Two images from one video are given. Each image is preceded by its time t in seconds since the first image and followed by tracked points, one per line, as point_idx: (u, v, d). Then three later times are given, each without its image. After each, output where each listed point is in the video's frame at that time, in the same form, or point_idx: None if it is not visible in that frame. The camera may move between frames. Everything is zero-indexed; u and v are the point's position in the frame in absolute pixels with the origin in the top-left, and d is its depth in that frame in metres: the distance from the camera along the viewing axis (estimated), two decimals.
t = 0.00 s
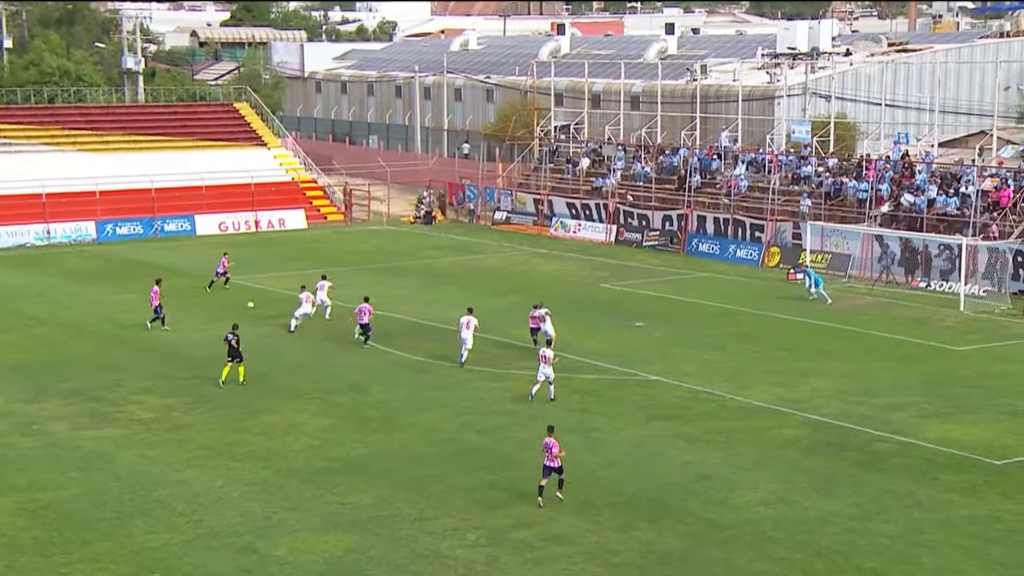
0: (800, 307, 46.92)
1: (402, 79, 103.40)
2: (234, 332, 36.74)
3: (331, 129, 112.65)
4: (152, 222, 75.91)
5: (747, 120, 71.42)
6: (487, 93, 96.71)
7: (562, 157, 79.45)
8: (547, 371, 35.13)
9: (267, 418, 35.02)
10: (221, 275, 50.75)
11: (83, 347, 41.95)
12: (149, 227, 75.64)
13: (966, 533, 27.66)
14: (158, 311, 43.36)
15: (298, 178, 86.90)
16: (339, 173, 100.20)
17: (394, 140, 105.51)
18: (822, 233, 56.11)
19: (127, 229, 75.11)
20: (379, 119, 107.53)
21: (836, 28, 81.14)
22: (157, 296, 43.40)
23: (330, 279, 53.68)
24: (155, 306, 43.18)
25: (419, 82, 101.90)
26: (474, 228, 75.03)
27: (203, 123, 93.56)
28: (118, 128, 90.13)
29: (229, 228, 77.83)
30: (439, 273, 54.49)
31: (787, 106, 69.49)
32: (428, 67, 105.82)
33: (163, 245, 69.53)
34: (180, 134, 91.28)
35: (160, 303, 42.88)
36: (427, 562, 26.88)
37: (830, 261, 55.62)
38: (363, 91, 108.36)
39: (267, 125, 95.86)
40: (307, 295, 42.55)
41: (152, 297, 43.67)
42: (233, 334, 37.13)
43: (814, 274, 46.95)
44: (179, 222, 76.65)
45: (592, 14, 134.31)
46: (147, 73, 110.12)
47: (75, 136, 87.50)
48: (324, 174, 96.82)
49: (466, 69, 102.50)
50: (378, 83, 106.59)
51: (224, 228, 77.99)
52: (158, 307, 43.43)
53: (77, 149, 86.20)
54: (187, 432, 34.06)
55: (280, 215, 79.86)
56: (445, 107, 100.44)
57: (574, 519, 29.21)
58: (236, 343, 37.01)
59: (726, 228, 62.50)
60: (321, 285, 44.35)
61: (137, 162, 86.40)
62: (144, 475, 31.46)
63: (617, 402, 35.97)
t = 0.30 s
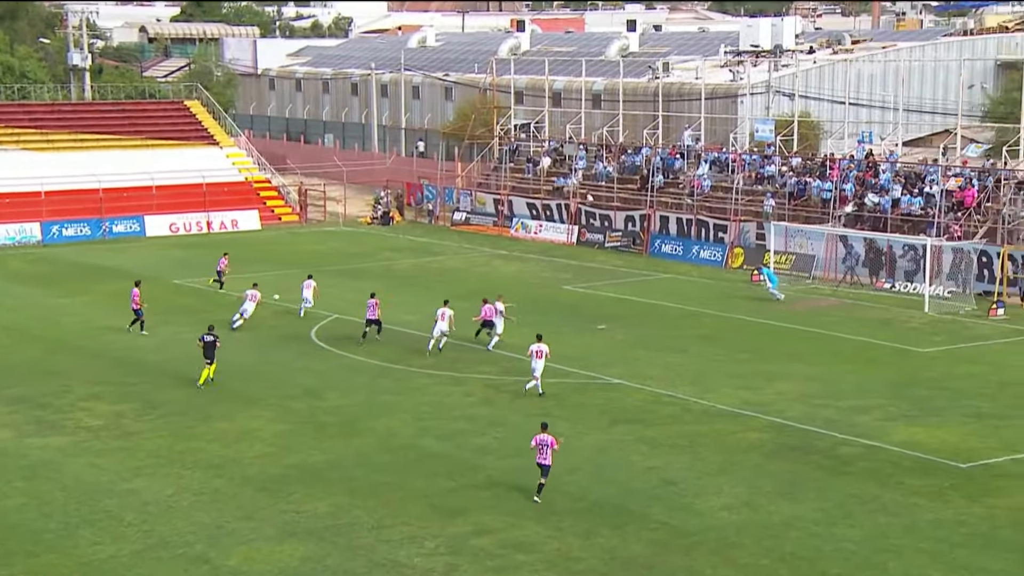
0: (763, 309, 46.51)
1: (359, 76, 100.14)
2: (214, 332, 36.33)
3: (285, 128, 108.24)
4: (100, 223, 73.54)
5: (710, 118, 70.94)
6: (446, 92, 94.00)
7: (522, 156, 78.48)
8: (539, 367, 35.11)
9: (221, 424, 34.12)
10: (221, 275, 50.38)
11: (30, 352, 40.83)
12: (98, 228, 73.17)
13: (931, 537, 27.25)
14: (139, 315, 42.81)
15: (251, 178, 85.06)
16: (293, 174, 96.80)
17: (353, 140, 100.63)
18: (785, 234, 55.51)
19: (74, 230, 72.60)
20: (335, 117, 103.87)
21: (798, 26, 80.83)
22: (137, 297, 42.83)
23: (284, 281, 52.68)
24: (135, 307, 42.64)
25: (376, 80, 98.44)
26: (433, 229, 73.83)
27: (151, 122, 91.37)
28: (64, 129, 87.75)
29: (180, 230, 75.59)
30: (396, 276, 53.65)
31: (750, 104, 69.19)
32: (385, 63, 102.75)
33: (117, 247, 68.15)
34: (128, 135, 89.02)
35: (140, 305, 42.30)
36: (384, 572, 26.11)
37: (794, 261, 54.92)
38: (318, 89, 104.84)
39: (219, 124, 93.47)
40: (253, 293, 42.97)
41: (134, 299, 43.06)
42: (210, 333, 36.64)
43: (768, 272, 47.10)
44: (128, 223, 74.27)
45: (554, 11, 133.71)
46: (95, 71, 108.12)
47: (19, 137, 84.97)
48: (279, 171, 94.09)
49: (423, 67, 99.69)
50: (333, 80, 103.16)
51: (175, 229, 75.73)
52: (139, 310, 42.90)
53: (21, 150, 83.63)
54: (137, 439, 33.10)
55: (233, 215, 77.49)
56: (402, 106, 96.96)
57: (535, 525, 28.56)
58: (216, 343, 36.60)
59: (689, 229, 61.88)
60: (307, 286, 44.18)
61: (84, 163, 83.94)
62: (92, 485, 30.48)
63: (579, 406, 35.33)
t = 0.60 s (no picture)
0: (722, 312, 45.95)
1: (309, 75, 95.81)
2: (184, 335, 35.79)
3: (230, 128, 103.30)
4: (38, 226, 69.47)
5: (668, 118, 70.23)
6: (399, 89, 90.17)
7: (476, 156, 76.41)
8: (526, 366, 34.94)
9: (165, 435, 33.01)
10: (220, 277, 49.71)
11: None
12: (35, 233, 69.17)
13: (893, 544, 26.67)
14: (107, 319, 41.64)
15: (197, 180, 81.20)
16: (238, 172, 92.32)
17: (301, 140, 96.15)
18: (745, 237, 54.42)
19: (9, 235, 68.59)
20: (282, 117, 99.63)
21: (757, 23, 80.42)
22: (109, 301, 41.61)
23: (232, 285, 51.50)
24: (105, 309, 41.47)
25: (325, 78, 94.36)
26: (385, 232, 70.98)
27: (90, 119, 87.38)
28: None
29: (122, 233, 71.80)
30: (348, 280, 52.59)
31: (708, 104, 68.67)
32: (335, 62, 98.13)
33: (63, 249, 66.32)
34: (68, 134, 84.92)
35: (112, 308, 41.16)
36: None
37: (754, 264, 53.71)
38: (265, 87, 100.35)
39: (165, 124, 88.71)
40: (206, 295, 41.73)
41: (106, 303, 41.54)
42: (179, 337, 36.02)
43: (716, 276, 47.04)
44: (67, 226, 70.28)
45: (510, 9, 132.89)
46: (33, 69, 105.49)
47: None
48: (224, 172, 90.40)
49: (371, 64, 95.70)
50: (281, 79, 98.88)
51: (117, 233, 71.88)
52: (108, 314, 41.69)
53: None
54: (77, 451, 31.94)
55: (177, 219, 73.68)
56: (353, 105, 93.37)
57: (490, 536, 27.71)
58: (185, 346, 36.08)
59: (649, 231, 60.25)
60: (293, 284, 44.12)
61: (21, 163, 79.80)
62: (30, 499, 29.28)
63: (535, 413, 34.51)
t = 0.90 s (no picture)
0: (685, 316, 45.16)
1: (257, 70, 92.20)
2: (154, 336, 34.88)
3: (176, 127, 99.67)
4: None
5: (630, 116, 69.26)
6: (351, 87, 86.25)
7: (433, 157, 73.61)
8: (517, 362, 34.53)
9: (110, 446, 31.76)
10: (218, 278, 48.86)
11: None
12: None
13: (861, 554, 25.84)
14: (84, 322, 40.08)
15: (141, 180, 78.52)
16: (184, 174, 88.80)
17: (251, 138, 92.72)
18: (709, 238, 53.42)
19: None
20: (230, 116, 95.49)
21: (721, 20, 79.66)
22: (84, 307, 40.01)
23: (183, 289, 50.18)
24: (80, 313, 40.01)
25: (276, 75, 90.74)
26: (338, 234, 68.89)
27: (30, 121, 84.72)
28: None
29: (63, 236, 69.21)
30: (302, 283, 51.36)
31: (670, 102, 67.83)
32: (285, 58, 94.65)
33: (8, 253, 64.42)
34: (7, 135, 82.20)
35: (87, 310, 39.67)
36: None
37: (718, 266, 52.75)
38: (212, 84, 96.57)
39: (105, 122, 86.43)
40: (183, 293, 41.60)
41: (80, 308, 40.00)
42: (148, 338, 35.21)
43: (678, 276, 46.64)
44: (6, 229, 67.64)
45: (473, 7, 131.60)
46: None
47: None
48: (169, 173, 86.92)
49: (322, 60, 91.98)
50: (228, 75, 95.15)
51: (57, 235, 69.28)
52: (84, 319, 40.16)
53: None
54: (15, 463, 30.62)
55: (120, 219, 71.24)
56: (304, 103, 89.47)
57: (445, 548, 26.63)
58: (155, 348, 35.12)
59: (609, 233, 59.02)
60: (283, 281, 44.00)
61: None
62: None
63: (494, 421, 33.47)
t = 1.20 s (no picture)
0: (650, 325, 44.24)
1: (206, 71, 89.03)
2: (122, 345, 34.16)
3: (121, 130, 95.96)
4: None
5: (593, 118, 67.80)
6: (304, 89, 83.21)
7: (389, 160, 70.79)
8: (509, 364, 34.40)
9: (52, 463, 30.46)
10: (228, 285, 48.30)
11: None
12: None
13: (832, 570, 24.96)
14: (61, 334, 38.66)
15: (84, 185, 74.43)
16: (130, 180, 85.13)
17: (199, 142, 89.06)
18: (674, 245, 52.19)
19: None
20: (178, 118, 92.17)
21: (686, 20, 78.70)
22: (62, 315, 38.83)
23: (133, 300, 48.77)
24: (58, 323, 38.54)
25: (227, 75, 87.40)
26: (291, 241, 65.67)
27: None
28: None
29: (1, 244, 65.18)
30: (257, 292, 50.07)
31: (635, 104, 66.47)
32: (235, 58, 91.46)
33: None
34: None
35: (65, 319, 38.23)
36: None
37: (684, 274, 51.56)
38: (159, 85, 93.33)
39: (46, 125, 82.73)
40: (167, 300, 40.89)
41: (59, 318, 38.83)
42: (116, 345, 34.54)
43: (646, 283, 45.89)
44: None
45: (434, 6, 130.07)
46: None
47: None
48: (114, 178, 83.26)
49: (274, 62, 88.96)
50: (176, 76, 91.86)
51: None
52: (62, 330, 38.72)
53: None
54: None
55: (62, 227, 67.38)
56: (255, 105, 86.22)
57: (403, 566, 25.51)
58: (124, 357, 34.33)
59: (573, 240, 57.04)
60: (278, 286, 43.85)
61: None
62: None
63: (454, 435, 32.44)
